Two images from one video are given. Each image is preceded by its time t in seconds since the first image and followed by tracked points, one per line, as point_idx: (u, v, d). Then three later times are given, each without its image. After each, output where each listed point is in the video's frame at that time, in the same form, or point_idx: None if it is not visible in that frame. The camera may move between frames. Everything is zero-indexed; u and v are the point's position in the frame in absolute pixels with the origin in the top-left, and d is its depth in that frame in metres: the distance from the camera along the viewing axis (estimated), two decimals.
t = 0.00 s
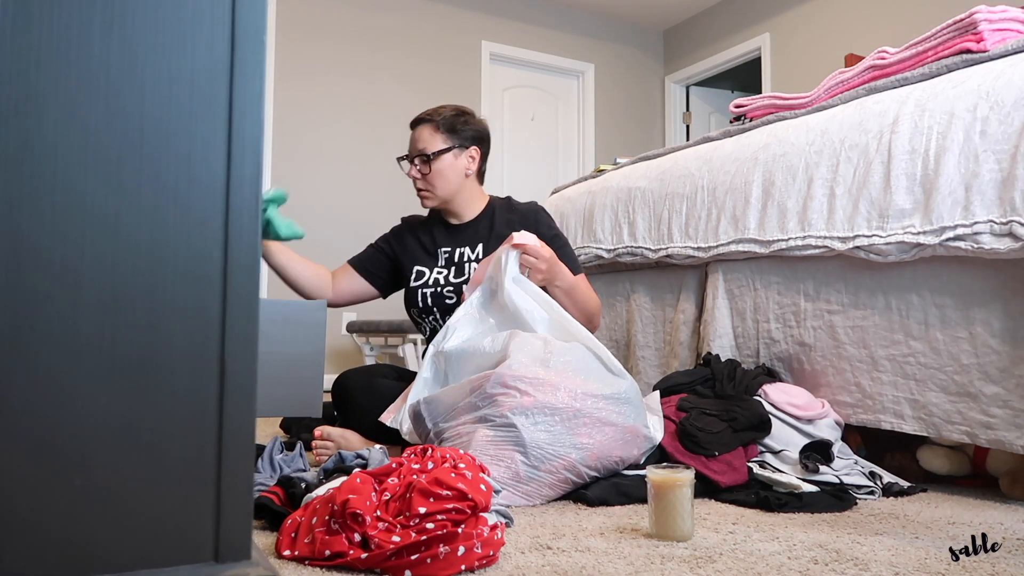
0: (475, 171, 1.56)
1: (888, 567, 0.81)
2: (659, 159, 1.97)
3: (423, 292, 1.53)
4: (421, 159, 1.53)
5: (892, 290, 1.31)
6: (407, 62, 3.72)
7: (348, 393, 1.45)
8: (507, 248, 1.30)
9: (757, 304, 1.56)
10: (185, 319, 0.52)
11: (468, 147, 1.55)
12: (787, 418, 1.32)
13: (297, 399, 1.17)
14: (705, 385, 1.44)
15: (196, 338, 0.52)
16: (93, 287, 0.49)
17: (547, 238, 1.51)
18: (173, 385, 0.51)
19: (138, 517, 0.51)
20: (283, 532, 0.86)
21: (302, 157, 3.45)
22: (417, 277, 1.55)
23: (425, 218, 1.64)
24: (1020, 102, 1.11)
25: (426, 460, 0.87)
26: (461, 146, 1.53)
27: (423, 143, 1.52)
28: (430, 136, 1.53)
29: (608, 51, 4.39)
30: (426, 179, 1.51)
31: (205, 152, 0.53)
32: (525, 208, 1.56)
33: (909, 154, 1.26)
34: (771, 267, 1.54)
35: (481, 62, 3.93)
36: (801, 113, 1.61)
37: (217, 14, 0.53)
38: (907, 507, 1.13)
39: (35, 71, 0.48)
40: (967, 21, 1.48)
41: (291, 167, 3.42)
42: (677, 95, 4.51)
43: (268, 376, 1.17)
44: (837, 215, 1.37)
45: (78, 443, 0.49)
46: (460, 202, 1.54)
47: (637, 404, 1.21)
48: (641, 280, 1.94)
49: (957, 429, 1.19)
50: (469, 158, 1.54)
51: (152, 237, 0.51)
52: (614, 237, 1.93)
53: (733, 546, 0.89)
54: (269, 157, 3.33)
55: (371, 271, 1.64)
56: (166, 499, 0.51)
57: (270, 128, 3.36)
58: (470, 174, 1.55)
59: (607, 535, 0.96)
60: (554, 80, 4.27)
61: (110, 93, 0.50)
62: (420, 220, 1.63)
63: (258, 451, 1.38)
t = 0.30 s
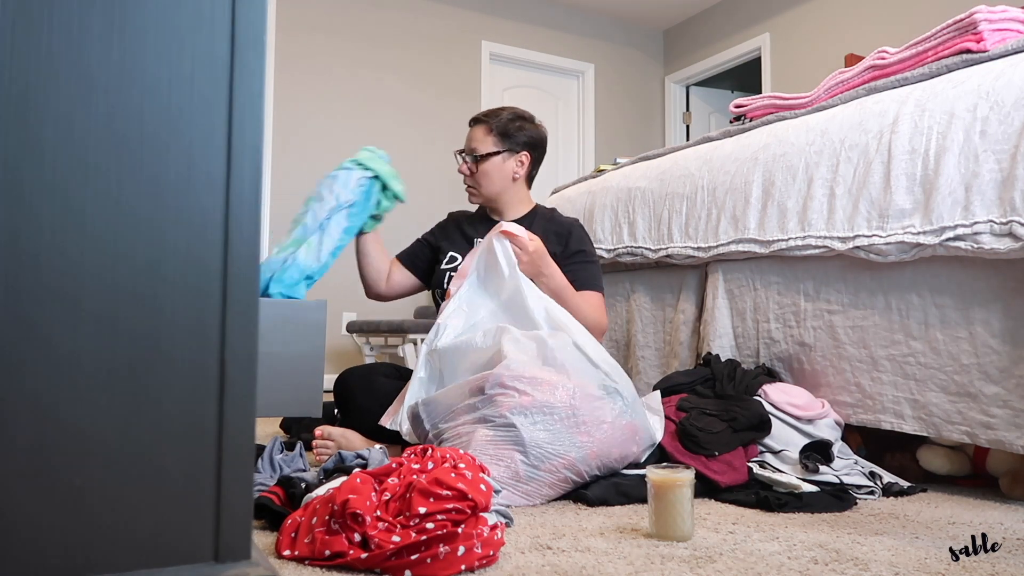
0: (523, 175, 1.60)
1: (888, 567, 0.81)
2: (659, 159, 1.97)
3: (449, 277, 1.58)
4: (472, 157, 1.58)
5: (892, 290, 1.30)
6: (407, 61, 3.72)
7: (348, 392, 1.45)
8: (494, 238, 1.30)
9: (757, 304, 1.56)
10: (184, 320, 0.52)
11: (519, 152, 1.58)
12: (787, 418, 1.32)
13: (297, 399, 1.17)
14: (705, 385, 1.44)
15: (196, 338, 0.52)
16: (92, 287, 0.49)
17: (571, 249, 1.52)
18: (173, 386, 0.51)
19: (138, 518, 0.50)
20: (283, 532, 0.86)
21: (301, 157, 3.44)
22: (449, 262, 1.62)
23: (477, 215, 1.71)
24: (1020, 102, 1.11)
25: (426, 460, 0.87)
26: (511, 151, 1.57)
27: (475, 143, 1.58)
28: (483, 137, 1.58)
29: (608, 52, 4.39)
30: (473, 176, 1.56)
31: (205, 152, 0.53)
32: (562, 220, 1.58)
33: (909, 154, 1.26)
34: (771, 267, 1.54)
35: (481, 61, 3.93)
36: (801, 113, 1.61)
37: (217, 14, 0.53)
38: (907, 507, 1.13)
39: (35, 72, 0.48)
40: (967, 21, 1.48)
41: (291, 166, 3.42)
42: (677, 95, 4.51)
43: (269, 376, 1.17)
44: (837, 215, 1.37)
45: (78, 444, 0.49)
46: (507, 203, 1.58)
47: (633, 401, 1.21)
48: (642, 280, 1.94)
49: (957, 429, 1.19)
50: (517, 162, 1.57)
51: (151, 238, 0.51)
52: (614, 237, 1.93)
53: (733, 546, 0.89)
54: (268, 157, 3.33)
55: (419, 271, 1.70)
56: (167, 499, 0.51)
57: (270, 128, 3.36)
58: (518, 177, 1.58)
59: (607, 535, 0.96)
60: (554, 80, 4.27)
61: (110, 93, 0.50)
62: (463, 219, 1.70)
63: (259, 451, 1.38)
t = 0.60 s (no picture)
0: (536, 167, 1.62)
1: (888, 567, 0.81)
2: (659, 159, 1.97)
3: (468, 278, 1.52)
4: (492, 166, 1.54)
5: (892, 290, 1.31)
6: (407, 61, 3.72)
7: (348, 392, 1.45)
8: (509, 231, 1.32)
9: (757, 304, 1.56)
10: (184, 320, 0.52)
11: (532, 146, 1.59)
12: (787, 418, 1.32)
13: (297, 399, 1.17)
14: (706, 385, 1.44)
15: (196, 338, 0.52)
16: (92, 287, 0.49)
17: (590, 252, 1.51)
18: (173, 386, 0.51)
19: (138, 518, 0.50)
20: (283, 532, 0.86)
21: (301, 157, 3.44)
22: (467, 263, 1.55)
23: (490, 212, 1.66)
24: (1020, 102, 1.11)
25: (425, 460, 0.87)
26: (527, 147, 1.57)
27: (497, 149, 1.52)
28: (500, 141, 1.53)
29: (608, 52, 4.39)
30: (504, 181, 1.53)
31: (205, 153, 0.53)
32: (577, 223, 1.58)
33: (909, 154, 1.26)
34: (771, 267, 1.54)
35: (481, 61, 3.93)
36: (801, 113, 1.61)
37: (217, 14, 0.53)
38: (907, 507, 1.13)
39: (35, 72, 0.48)
40: (968, 21, 1.48)
41: (291, 166, 3.42)
42: (677, 96, 4.51)
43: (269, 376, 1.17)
44: (837, 215, 1.37)
45: (78, 443, 0.49)
46: (535, 197, 1.59)
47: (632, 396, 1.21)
48: (642, 280, 1.94)
49: (957, 429, 1.19)
50: (534, 156, 1.59)
51: (151, 238, 0.51)
52: (615, 237, 1.93)
53: (732, 546, 0.89)
54: (268, 157, 3.33)
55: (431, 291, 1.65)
56: (167, 499, 0.51)
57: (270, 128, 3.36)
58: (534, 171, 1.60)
59: (607, 534, 0.96)
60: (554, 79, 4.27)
61: (110, 93, 0.50)
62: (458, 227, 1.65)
63: (259, 451, 1.38)
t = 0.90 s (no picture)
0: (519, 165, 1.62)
1: (888, 567, 0.81)
2: (659, 159, 1.97)
3: (455, 281, 1.54)
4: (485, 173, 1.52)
5: (892, 290, 1.31)
6: (407, 61, 3.72)
7: (348, 392, 1.45)
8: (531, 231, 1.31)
9: (757, 304, 1.56)
10: (184, 320, 0.52)
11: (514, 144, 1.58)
12: (787, 418, 1.32)
13: (297, 399, 1.17)
14: (706, 385, 1.44)
15: (195, 338, 0.52)
16: (92, 287, 0.49)
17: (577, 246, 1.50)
18: (173, 386, 0.51)
19: (138, 518, 0.50)
20: (283, 532, 0.86)
21: (301, 157, 3.44)
22: (450, 267, 1.57)
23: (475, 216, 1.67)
24: (1020, 102, 1.11)
25: (426, 460, 0.87)
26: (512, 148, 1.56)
27: (488, 154, 1.50)
28: (488, 146, 1.51)
29: (608, 52, 4.39)
30: (502, 186, 1.52)
31: (205, 153, 0.53)
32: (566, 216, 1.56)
33: (909, 154, 1.26)
34: (771, 267, 1.54)
35: (481, 61, 3.93)
36: (801, 113, 1.61)
37: (217, 14, 0.53)
38: (907, 507, 1.13)
39: (35, 72, 0.48)
40: (967, 21, 1.48)
41: (291, 166, 3.42)
42: (677, 96, 4.52)
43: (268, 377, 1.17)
44: (837, 215, 1.37)
45: (77, 443, 0.49)
46: (526, 198, 1.60)
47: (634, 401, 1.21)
48: (642, 280, 1.94)
49: (957, 429, 1.19)
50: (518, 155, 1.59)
51: (151, 238, 0.51)
52: (614, 236, 1.93)
53: (733, 546, 0.89)
54: (268, 157, 3.33)
55: (430, 320, 1.66)
56: (167, 498, 0.51)
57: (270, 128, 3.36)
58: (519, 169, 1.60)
59: (607, 535, 0.96)
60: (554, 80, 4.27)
61: (110, 93, 0.50)
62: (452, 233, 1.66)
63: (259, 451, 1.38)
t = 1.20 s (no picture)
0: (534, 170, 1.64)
1: (888, 567, 0.81)
2: (659, 159, 1.97)
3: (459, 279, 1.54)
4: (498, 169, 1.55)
5: (892, 290, 1.31)
6: (407, 61, 3.72)
7: (348, 392, 1.45)
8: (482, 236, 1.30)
9: (757, 304, 1.56)
10: (184, 320, 0.52)
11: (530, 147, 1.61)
12: (787, 418, 1.32)
13: (297, 399, 1.17)
14: (706, 385, 1.44)
15: (196, 339, 0.52)
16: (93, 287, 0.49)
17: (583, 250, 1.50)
18: (173, 387, 0.51)
19: (138, 517, 0.50)
20: (283, 532, 0.86)
21: (301, 157, 3.44)
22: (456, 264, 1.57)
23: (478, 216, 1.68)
24: (1020, 102, 1.11)
25: (425, 460, 0.87)
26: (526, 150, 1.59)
27: (501, 153, 1.54)
28: (502, 146, 1.55)
29: (608, 52, 4.39)
30: (510, 186, 1.55)
31: (206, 153, 0.53)
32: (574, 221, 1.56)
33: (909, 154, 1.26)
34: (771, 267, 1.54)
35: (481, 61, 3.93)
36: (801, 113, 1.61)
37: (216, 13, 0.53)
38: (907, 507, 1.13)
39: (34, 72, 0.48)
40: (967, 21, 1.48)
41: (291, 166, 3.42)
42: (677, 96, 4.52)
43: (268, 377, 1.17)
44: (837, 215, 1.37)
45: (78, 443, 0.49)
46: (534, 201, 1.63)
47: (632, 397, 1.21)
48: (641, 280, 1.94)
49: (957, 429, 1.19)
50: (532, 160, 1.61)
51: (152, 238, 0.51)
52: (614, 236, 1.93)
53: (733, 546, 0.89)
54: (268, 157, 3.33)
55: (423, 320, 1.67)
56: (168, 499, 0.51)
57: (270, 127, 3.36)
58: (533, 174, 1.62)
59: (607, 535, 0.96)
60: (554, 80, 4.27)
61: (110, 93, 0.50)
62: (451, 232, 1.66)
63: (259, 451, 1.38)
